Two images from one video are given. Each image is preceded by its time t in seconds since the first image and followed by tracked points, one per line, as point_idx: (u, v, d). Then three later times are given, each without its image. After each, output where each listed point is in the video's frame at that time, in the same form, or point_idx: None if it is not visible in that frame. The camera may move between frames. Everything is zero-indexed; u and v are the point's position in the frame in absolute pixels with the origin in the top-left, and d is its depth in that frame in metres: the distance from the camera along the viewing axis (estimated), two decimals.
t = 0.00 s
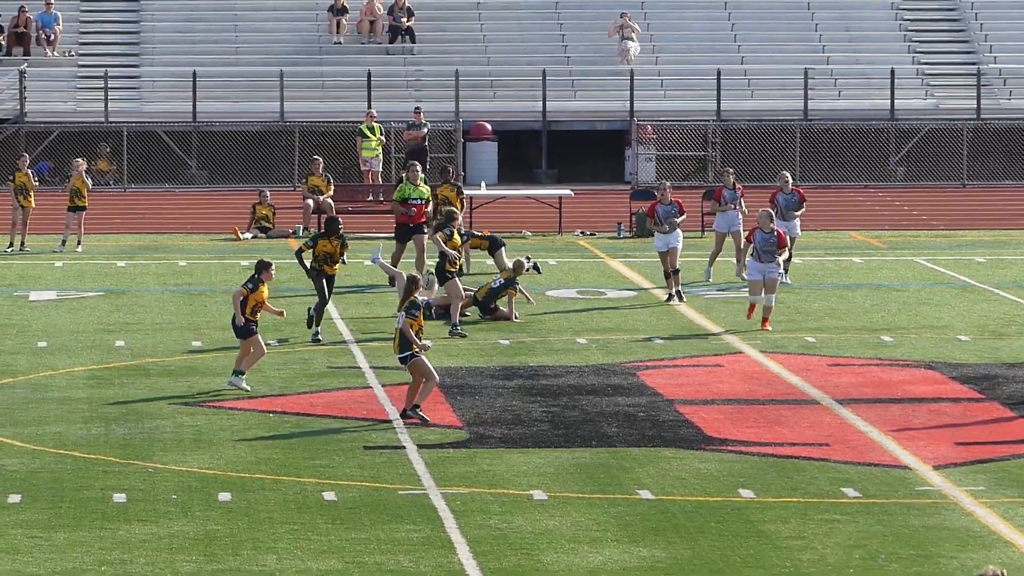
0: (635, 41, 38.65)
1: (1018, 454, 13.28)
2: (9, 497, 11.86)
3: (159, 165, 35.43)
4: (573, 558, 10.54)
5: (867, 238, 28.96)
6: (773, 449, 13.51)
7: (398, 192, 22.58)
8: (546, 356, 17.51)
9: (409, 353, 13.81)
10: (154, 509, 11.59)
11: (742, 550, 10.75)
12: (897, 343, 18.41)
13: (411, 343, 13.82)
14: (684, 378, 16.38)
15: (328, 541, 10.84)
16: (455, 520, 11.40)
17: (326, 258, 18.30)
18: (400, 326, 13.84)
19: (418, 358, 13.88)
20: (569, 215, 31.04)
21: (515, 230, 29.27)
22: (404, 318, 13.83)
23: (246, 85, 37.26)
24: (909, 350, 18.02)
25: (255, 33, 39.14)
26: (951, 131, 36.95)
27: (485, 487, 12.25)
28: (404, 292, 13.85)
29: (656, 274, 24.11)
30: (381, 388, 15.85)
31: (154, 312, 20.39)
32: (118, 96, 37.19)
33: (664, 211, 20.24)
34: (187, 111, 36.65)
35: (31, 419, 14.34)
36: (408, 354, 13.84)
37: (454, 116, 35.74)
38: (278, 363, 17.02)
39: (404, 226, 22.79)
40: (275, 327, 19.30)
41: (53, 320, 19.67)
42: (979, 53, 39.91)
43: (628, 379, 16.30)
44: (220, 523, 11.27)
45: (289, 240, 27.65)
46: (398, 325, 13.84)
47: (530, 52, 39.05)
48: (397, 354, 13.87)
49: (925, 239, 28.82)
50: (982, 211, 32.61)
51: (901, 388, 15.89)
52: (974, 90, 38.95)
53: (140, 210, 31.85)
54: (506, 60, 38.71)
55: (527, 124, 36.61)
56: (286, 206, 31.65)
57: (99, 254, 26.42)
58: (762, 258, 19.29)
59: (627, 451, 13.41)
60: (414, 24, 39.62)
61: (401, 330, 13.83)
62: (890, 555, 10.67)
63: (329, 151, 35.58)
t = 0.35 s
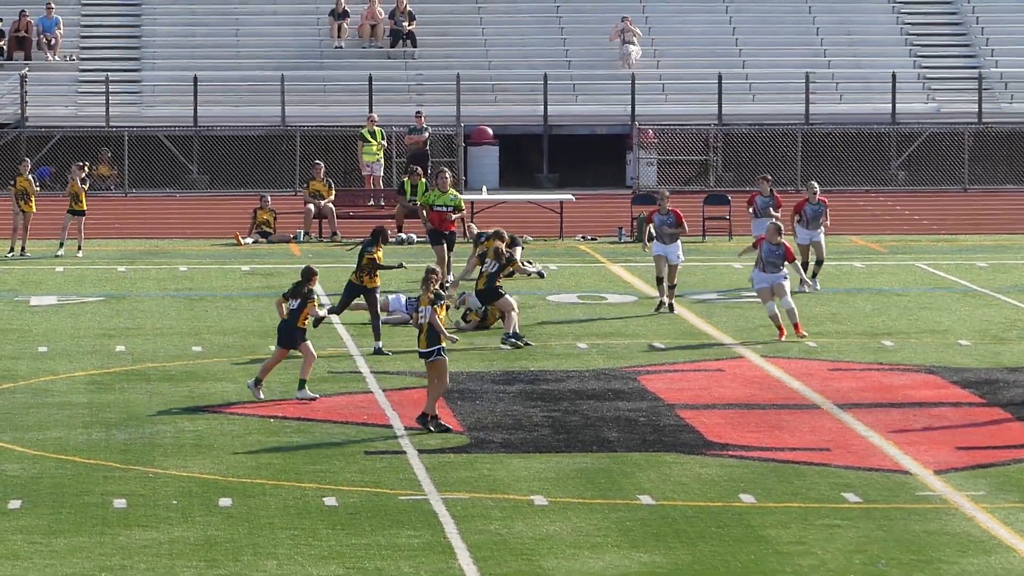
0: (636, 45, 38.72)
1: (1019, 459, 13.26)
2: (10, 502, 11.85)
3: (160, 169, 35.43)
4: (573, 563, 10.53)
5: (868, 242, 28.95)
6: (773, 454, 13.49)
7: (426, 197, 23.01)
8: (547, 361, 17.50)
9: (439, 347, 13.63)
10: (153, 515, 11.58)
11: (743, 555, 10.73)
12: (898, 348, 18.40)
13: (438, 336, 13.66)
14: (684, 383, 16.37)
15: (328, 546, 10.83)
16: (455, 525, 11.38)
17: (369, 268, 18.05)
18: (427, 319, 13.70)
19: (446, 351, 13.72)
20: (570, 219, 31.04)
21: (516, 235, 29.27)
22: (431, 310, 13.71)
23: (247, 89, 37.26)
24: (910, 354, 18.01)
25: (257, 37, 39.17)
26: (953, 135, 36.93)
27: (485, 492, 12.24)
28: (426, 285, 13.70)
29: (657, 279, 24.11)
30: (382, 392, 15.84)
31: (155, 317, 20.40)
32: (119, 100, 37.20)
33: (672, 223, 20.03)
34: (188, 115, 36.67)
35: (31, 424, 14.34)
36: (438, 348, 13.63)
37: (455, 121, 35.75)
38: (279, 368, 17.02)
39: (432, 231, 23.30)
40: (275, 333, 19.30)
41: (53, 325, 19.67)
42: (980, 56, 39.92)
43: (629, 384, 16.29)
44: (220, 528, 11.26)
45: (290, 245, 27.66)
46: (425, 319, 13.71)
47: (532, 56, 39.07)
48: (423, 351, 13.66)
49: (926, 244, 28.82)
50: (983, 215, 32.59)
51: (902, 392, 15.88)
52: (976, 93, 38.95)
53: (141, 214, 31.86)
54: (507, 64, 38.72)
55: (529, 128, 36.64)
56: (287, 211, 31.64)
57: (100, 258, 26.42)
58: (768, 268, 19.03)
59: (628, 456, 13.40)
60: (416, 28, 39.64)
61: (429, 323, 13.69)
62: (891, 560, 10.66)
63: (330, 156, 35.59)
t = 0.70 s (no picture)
0: (636, 48, 38.75)
1: (1019, 460, 13.28)
2: (10, 503, 11.87)
3: (160, 171, 35.47)
4: (574, 564, 10.55)
5: (868, 244, 28.97)
6: (773, 455, 13.51)
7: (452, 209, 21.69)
8: (547, 363, 17.53)
9: (455, 367, 13.34)
10: (154, 516, 11.60)
11: (742, 556, 10.75)
12: (898, 349, 18.42)
13: (455, 356, 13.35)
14: (684, 384, 16.39)
15: (329, 547, 10.85)
16: (455, 526, 11.40)
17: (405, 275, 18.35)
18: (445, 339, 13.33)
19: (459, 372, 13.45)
20: (570, 221, 31.06)
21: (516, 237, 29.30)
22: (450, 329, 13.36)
23: (247, 92, 37.29)
24: (910, 356, 18.03)
25: (257, 39, 39.20)
26: (953, 137, 36.94)
27: (485, 493, 12.26)
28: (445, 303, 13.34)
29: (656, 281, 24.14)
30: (382, 394, 15.86)
31: (155, 318, 20.42)
32: (119, 102, 37.23)
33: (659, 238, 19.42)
34: (188, 117, 36.70)
35: (32, 425, 14.36)
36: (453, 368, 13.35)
37: (455, 123, 35.78)
38: (279, 370, 17.04)
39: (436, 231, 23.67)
40: (275, 334, 19.32)
41: (54, 326, 19.68)
42: (980, 58, 39.95)
43: (629, 385, 16.31)
44: (221, 529, 11.28)
45: (290, 247, 27.69)
46: (442, 337, 13.32)
47: (532, 58, 39.10)
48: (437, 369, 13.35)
49: (926, 245, 28.84)
50: (983, 217, 32.62)
51: (901, 394, 15.89)
52: (975, 95, 38.98)
53: (142, 216, 31.88)
54: (507, 66, 38.75)
55: (529, 130, 36.70)
56: (287, 212, 31.67)
57: (100, 260, 26.44)
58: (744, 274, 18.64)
59: (628, 457, 13.42)
60: (415, 30, 39.67)
61: (447, 342, 13.31)
62: (891, 561, 10.67)
63: (331, 157, 35.63)
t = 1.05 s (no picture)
0: (636, 47, 38.76)
1: (1019, 459, 13.28)
2: (10, 502, 11.86)
3: (160, 169, 35.46)
4: (574, 563, 10.54)
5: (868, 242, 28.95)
6: (772, 454, 13.51)
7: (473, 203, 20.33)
8: (547, 361, 17.52)
9: (454, 363, 13.34)
10: (153, 514, 11.60)
11: (742, 555, 10.75)
12: (898, 348, 18.41)
13: (456, 352, 13.35)
14: (684, 383, 16.38)
15: (328, 546, 10.85)
16: (455, 525, 11.39)
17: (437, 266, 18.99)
18: (447, 334, 13.30)
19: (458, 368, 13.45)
20: (570, 219, 31.06)
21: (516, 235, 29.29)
22: (453, 324, 13.31)
23: (247, 90, 37.29)
24: (910, 354, 18.02)
25: (257, 38, 39.19)
26: (953, 136, 36.92)
27: (485, 492, 12.26)
28: (446, 298, 13.29)
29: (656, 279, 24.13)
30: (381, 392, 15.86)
31: (155, 316, 20.42)
32: (119, 101, 37.22)
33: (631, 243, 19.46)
34: (188, 116, 36.69)
35: (32, 424, 14.36)
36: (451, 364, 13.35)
37: (455, 122, 35.76)
38: (278, 368, 17.03)
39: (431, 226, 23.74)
40: (275, 332, 19.31)
41: (54, 324, 19.67)
42: (980, 58, 39.94)
43: (629, 384, 16.30)
44: (220, 528, 11.27)
45: (290, 245, 27.68)
46: (445, 332, 13.28)
47: (532, 57, 39.08)
48: (436, 364, 13.32)
49: (926, 244, 28.83)
50: (983, 216, 32.60)
51: (902, 392, 15.88)
52: (975, 94, 38.96)
53: (142, 214, 31.87)
54: (508, 64, 38.74)
55: (529, 129, 36.70)
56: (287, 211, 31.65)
57: (100, 258, 26.43)
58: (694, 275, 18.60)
59: (628, 456, 13.41)
60: (415, 29, 39.67)
61: (450, 337, 13.29)
62: (891, 561, 10.66)
63: (331, 156, 35.62)
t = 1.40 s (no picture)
0: (636, 45, 38.72)
1: (1018, 457, 13.29)
2: (10, 499, 11.88)
3: (160, 167, 35.46)
4: (573, 560, 10.55)
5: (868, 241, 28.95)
6: (772, 452, 13.52)
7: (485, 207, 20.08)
8: (547, 359, 17.53)
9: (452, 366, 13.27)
10: (154, 512, 11.61)
11: (742, 552, 10.76)
12: (898, 346, 18.42)
13: (451, 355, 13.26)
14: (684, 381, 16.38)
15: (328, 544, 10.86)
16: (455, 523, 11.40)
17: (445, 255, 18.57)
18: (441, 337, 13.22)
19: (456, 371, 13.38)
20: (570, 217, 31.07)
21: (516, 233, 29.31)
22: (446, 327, 13.21)
23: (247, 88, 37.30)
24: (910, 352, 18.03)
25: (257, 36, 39.21)
26: (953, 134, 36.91)
27: (485, 489, 12.26)
28: (438, 300, 13.23)
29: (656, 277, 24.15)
30: (381, 390, 15.87)
31: (155, 315, 20.43)
32: (119, 99, 37.21)
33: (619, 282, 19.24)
34: (188, 114, 36.70)
35: (32, 421, 14.37)
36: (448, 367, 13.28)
37: (455, 120, 35.78)
38: (278, 366, 17.05)
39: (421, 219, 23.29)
40: (275, 330, 19.33)
41: (54, 323, 19.69)
42: (980, 56, 39.94)
43: (629, 382, 16.31)
44: (220, 525, 11.29)
45: (290, 243, 27.70)
46: (439, 335, 13.21)
47: (531, 55, 39.09)
48: (431, 367, 13.26)
49: (926, 242, 28.83)
50: (983, 214, 32.61)
51: (901, 390, 15.90)
52: (975, 92, 38.97)
53: (142, 212, 31.89)
54: (507, 62, 38.74)
55: (529, 127, 36.70)
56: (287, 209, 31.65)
57: (101, 257, 26.44)
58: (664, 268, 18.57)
59: (628, 453, 13.43)
60: (415, 27, 39.67)
61: (444, 340, 13.21)
62: (890, 558, 10.67)
63: (331, 154, 35.63)
